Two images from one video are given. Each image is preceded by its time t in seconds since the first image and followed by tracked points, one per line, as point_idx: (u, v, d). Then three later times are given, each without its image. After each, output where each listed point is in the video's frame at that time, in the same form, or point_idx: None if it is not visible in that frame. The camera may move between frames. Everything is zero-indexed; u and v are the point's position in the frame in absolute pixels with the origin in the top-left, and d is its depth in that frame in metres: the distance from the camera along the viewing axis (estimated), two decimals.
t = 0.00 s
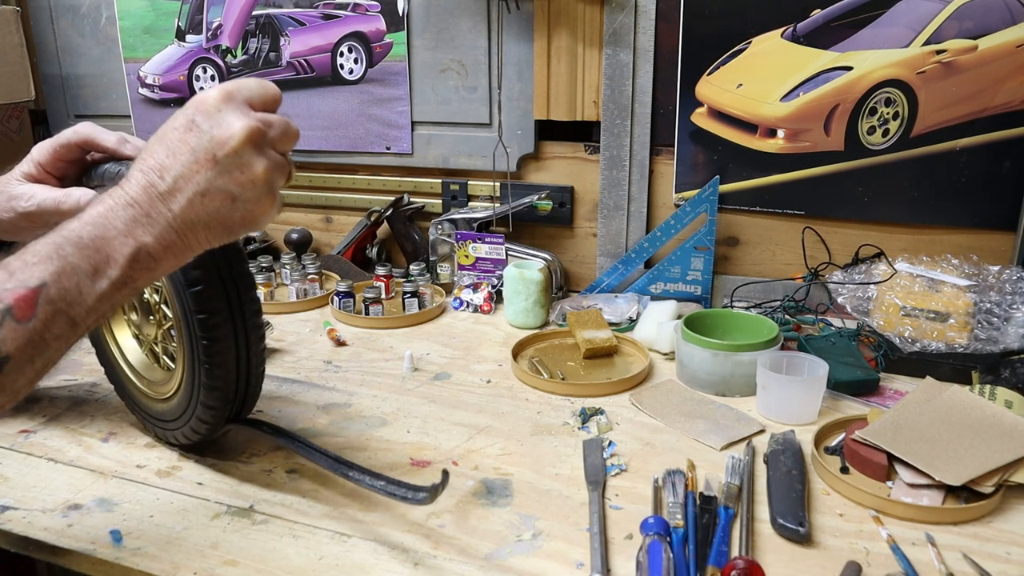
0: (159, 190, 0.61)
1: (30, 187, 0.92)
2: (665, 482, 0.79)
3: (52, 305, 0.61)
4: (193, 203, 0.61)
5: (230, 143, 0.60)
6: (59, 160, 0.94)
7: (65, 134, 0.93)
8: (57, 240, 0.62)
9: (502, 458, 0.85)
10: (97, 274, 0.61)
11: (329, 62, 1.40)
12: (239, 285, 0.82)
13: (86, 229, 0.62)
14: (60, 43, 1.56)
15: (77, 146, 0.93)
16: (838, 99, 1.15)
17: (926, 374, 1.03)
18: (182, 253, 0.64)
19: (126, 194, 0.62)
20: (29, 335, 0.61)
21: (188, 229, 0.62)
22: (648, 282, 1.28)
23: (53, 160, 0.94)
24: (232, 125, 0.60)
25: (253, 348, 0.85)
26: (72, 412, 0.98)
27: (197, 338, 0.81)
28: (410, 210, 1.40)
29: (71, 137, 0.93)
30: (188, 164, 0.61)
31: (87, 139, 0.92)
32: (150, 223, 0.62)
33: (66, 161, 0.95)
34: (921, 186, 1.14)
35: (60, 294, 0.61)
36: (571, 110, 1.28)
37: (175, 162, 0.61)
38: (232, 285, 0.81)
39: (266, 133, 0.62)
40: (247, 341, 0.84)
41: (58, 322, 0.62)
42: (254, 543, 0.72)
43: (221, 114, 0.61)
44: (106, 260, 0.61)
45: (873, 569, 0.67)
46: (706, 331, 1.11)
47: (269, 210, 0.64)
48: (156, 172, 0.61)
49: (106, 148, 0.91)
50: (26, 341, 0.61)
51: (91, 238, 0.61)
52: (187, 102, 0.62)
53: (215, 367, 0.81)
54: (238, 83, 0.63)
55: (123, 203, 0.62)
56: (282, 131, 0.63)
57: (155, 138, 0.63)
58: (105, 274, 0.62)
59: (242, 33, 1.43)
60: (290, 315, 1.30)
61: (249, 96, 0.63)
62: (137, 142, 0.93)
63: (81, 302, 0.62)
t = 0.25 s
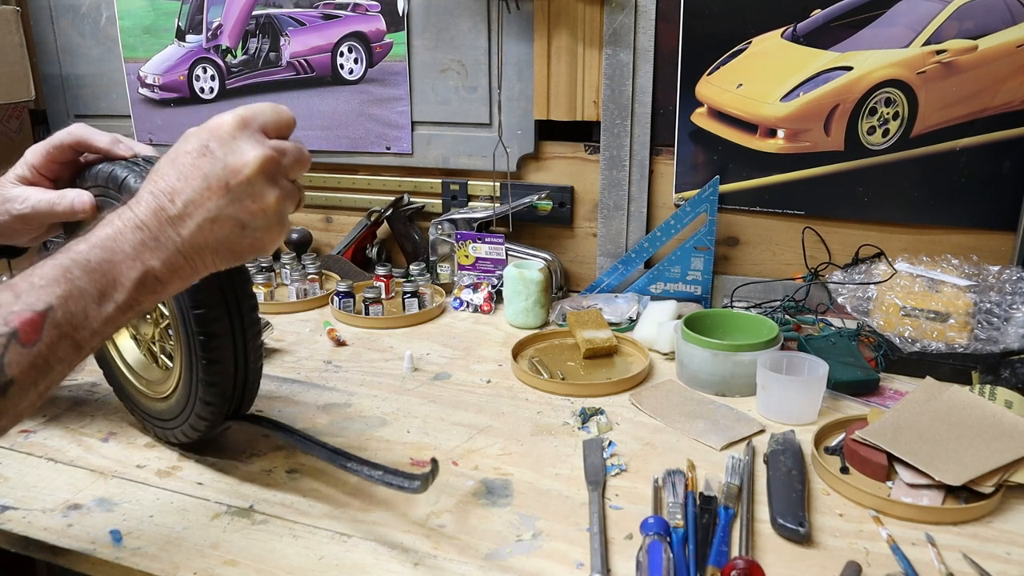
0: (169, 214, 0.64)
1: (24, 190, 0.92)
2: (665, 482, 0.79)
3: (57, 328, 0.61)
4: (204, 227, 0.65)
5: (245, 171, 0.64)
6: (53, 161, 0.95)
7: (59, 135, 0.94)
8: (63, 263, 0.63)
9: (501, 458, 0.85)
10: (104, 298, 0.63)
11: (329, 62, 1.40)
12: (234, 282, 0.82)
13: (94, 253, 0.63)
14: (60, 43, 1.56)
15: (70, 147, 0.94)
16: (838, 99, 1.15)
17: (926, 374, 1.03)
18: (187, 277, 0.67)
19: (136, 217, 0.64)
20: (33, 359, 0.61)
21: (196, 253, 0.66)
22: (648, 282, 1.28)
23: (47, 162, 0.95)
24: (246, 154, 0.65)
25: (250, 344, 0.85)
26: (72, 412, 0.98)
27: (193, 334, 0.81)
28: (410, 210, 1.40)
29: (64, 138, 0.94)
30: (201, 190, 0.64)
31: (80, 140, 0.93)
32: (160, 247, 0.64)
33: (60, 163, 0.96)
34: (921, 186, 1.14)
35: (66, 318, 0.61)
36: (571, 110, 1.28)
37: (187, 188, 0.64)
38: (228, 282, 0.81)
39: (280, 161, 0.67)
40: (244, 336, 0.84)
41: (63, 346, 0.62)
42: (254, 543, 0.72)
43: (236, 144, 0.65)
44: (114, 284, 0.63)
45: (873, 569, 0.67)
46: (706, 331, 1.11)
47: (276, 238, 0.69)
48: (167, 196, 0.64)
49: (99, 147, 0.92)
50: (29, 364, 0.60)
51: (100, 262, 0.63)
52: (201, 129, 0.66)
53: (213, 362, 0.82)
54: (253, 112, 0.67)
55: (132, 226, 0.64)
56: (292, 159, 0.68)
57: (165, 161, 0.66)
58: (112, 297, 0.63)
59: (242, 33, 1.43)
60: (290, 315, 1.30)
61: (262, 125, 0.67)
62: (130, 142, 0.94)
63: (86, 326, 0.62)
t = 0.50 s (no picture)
0: (180, 240, 0.65)
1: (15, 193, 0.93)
2: (665, 482, 0.79)
3: (66, 353, 0.62)
4: (214, 255, 0.66)
5: (258, 203, 0.65)
6: (44, 164, 0.96)
7: (49, 138, 0.95)
8: (71, 287, 0.63)
9: (502, 458, 0.85)
10: (113, 323, 0.64)
11: (329, 62, 1.40)
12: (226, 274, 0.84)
13: (104, 277, 0.64)
14: (60, 43, 1.57)
15: (62, 149, 0.94)
16: (838, 99, 1.15)
17: (926, 374, 1.03)
18: (194, 300, 0.68)
19: (146, 241, 0.65)
20: (42, 385, 0.61)
21: (204, 278, 0.67)
22: (648, 282, 1.28)
23: (38, 165, 0.96)
24: (261, 186, 0.65)
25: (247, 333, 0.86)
26: (72, 412, 0.98)
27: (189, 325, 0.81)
28: (410, 210, 1.40)
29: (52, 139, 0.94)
30: (213, 219, 0.65)
31: (71, 142, 0.94)
32: (169, 272, 0.65)
33: (51, 166, 0.96)
34: (921, 186, 1.14)
35: (75, 343, 0.62)
36: (571, 110, 1.28)
37: (199, 216, 0.65)
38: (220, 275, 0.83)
39: (294, 192, 0.68)
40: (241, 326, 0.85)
41: (70, 371, 0.63)
42: (254, 543, 0.72)
43: (250, 174, 0.65)
44: (123, 309, 0.64)
45: (873, 569, 0.67)
46: (706, 331, 1.11)
47: (284, 265, 0.70)
48: (178, 222, 0.65)
49: (90, 148, 0.93)
50: (38, 390, 0.61)
51: (109, 287, 0.64)
52: (215, 154, 0.66)
53: (210, 352, 0.82)
54: (269, 140, 0.67)
55: (143, 250, 0.65)
56: (306, 188, 0.69)
57: (177, 183, 0.67)
58: (121, 322, 0.64)
59: (242, 33, 1.43)
60: (290, 315, 1.30)
61: (277, 153, 0.68)
62: (119, 143, 0.96)
63: (95, 351, 0.63)
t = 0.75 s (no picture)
0: (187, 260, 0.65)
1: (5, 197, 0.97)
2: (665, 482, 0.79)
3: (74, 373, 0.62)
4: (221, 275, 0.66)
5: (267, 229, 0.65)
6: (31, 168, 1.01)
7: (35, 143, 0.99)
8: (78, 305, 0.63)
9: (502, 458, 0.85)
10: (120, 342, 0.64)
11: (329, 62, 1.40)
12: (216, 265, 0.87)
13: (111, 296, 0.63)
14: (60, 43, 1.57)
15: (47, 151, 0.99)
16: (838, 99, 1.15)
17: (926, 374, 1.03)
18: (198, 316, 0.68)
19: (153, 260, 0.65)
20: (51, 405, 0.61)
21: (210, 297, 0.67)
22: (648, 282, 1.28)
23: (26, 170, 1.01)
24: (272, 213, 0.65)
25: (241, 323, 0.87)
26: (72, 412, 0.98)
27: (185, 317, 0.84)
28: (410, 210, 1.40)
29: (39, 143, 0.99)
30: (221, 241, 0.65)
31: (55, 145, 0.99)
32: (176, 291, 0.65)
33: (38, 170, 1.01)
34: (921, 186, 1.14)
35: (84, 363, 0.62)
36: (571, 110, 1.28)
37: (207, 237, 0.65)
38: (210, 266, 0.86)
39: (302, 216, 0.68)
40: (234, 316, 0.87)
41: (78, 390, 0.62)
42: (254, 543, 0.72)
43: (261, 199, 0.65)
44: (130, 328, 0.64)
45: (873, 569, 0.67)
46: (706, 331, 1.11)
47: (288, 286, 0.71)
48: (186, 241, 0.65)
49: (75, 150, 0.98)
50: (47, 409, 0.61)
51: (117, 305, 0.63)
52: (225, 175, 0.66)
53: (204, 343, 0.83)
54: (281, 163, 0.67)
55: (150, 268, 0.65)
56: (314, 212, 0.69)
57: (185, 201, 0.66)
58: (128, 341, 0.64)
59: (242, 33, 1.43)
60: (290, 315, 1.30)
61: (288, 176, 0.67)
62: (104, 144, 1.00)
63: (102, 370, 0.63)
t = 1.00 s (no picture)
0: (194, 271, 0.65)
1: None
2: (665, 482, 0.79)
3: (84, 385, 0.62)
4: (227, 286, 0.67)
5: (275, 242, 0.66)
6: (25, 172, 1.02)
7: (29, 145, 1.00)
8: (86, 316, 0.63)
9: (501, 458, 0.85)
10: (128, 353, 0.64)
11: (329, 62, 1.40)
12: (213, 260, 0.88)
13: (119, 307, 0.63)
14: (60, 43, 1.57)
15: (40, 153, 1.00)
16: (838, 99, 1.15)
17: (926, 374, 1.03)
18: (202, 326, 0.69)
19: (159, 270, 0.65)
20: (61, 416, 0.61)
21: (215, 307, 0.68)
22: (648, 282, 1.28)
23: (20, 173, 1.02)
24: (280, 226, 0.66)
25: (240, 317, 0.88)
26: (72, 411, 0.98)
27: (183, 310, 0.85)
28: (410, 210, 1.40)
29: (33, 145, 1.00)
30: (229, 252, 0.66)
31: (49, 147, 0.99)
32: (183, 301, 0.66)
33: (32, 172, 1.02)
34: (921, 186, 1.14)
35: (93, 374, 0.62)
36: (571, 110, 1.28)
37: (214, 248, 0.65)
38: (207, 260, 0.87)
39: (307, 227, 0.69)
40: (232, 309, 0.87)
41: (87, 400, 0.62)
42: (254, 543, 0.72)
43: (270, 212, 0.66)
44: (138, 338, 0.64)
45: (873, 569, 0.67)
46: (706, 331, 1.11)
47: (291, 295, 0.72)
48: (192, 252, 0.65)
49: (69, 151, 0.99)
50: (57, 421, 0.61)
51: (125, 316, 0.63)
52: (233, 187, 0.66)
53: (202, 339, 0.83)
54: (287, 176, 0.68)
55: (156, 279, 0.65)
56: (318, 223, 0.70)
57: (191, 212, 0.67)
58: (136, 351, 0.64)
59: (242, 33, 1.43)
60: (290, 315, 1.30)
61: (294, 189, 0.68)
62: (98, 145, 1.01)
63: (111, 381, 0.63)
